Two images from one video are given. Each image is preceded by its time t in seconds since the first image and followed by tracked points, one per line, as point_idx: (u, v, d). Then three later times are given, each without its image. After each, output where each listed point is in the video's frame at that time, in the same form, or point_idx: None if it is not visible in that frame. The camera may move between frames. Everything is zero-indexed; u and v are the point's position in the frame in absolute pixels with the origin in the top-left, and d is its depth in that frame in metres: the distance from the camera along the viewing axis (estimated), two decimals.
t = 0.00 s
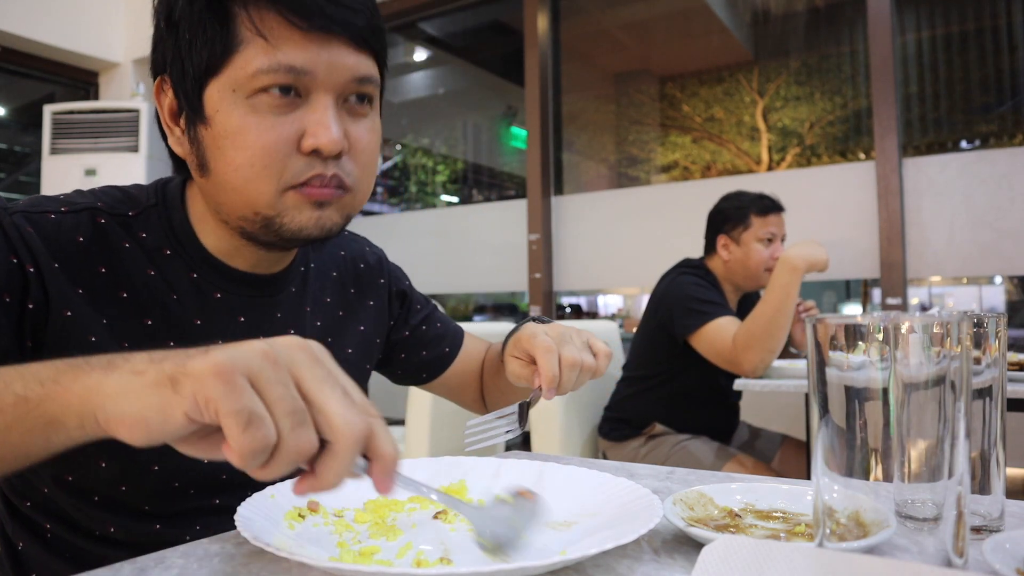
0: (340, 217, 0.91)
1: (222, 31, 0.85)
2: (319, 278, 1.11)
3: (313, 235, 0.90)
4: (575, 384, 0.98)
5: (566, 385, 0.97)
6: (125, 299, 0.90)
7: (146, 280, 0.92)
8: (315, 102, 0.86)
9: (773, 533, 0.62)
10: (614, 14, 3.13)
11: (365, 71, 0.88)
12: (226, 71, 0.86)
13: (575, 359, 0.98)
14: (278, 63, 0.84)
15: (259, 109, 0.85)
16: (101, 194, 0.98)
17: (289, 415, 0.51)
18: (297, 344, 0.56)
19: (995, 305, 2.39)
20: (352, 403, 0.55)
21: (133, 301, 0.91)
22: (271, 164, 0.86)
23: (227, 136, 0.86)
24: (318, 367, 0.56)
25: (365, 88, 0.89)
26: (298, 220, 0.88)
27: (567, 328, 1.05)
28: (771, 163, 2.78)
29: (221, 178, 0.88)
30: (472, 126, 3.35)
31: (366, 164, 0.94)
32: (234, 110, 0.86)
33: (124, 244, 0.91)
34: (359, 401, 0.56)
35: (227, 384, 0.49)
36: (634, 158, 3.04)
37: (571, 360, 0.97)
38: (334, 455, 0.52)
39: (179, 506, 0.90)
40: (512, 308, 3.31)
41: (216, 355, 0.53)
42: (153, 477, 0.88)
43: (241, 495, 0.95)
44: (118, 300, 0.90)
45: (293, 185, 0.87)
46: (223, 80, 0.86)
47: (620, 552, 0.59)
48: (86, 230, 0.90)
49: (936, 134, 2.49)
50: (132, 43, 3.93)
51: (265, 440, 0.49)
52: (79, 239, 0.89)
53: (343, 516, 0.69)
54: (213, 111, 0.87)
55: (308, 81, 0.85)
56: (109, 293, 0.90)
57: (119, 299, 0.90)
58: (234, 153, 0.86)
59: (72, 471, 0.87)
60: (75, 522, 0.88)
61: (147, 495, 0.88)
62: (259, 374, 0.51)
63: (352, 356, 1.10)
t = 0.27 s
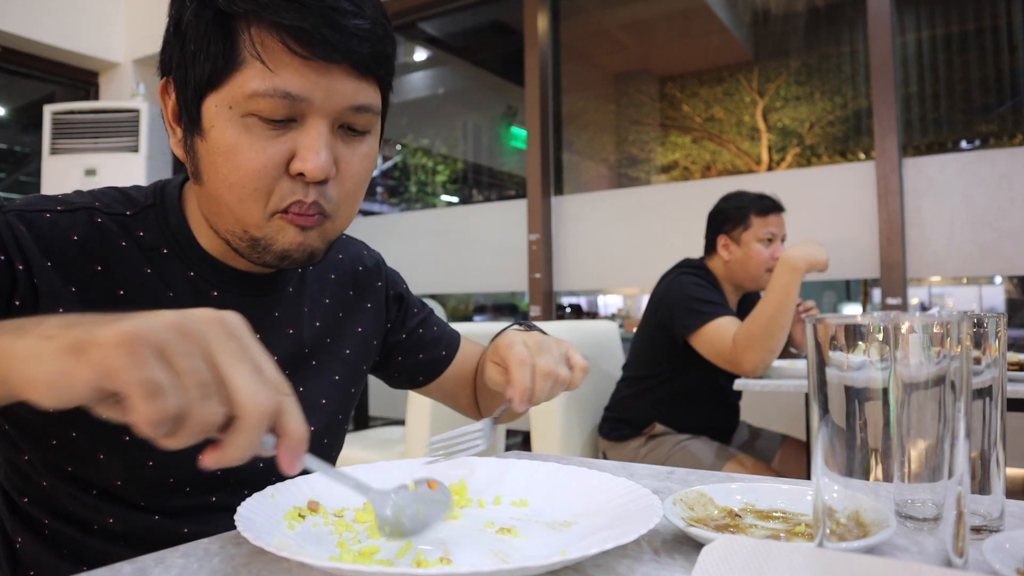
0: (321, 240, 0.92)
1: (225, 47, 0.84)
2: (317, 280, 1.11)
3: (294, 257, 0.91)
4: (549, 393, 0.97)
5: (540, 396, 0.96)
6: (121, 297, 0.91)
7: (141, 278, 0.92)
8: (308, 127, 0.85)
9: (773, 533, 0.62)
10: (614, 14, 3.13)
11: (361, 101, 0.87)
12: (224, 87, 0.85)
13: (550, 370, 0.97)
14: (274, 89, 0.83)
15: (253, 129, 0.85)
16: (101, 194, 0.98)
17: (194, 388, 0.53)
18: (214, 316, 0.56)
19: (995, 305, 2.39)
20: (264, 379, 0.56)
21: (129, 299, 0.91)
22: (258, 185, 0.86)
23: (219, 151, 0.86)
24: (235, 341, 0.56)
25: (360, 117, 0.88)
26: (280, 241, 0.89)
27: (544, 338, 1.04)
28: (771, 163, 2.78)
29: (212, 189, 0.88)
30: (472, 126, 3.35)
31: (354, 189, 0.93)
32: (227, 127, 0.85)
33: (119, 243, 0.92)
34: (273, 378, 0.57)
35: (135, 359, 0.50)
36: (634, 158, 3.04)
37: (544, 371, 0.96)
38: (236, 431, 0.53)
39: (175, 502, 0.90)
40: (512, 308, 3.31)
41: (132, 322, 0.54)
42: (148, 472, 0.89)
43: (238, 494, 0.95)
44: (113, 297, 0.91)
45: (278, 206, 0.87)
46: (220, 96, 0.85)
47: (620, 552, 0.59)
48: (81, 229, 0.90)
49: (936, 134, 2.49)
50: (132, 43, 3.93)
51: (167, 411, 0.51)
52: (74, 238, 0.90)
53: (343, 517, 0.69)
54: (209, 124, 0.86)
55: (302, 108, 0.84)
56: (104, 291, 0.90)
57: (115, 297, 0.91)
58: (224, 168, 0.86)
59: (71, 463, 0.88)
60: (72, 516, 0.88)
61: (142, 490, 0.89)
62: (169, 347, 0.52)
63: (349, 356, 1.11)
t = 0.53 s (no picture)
0: (324, 241, 0.92)
1: (233, 47, 0.84)
2: (316, 279, 1.11)
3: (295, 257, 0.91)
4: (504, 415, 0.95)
5: (495, 418, 0.95)
6: (119, 293, 0.91)
7: (141, 275, 0.92)
8: (314, 129, 0.85)
9: (773, 533, 0.62)
10: (614, 14, 3.13)
11: (367, 106, 0.87)
12: (230, 87, 0.85)
13: (505, 393, 0.95)
14: (281, 90, 0.83)
15: (258, 130, 0.85)
16: (100, 191, 0.98)
17: (137, 405, 0.50)
18: (165, 333, 0.53)
19: (995, 305, 2.39)
20: (207, 396, 0.54)
21: (128, 296, 0.91)
22: (263, 185, 0.86)
23: (224, 150, 0.86)
24: (183, 357, 0.53)
25: (366, 121, 0.88)
26: (283, 241, 0.89)
27: (506, 355, 1.02)
28: (771, 163, 2.78)
29: (216, 188, 0.88)
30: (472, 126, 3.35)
31: (358, 192, 0.93)
32: (233, 126, 0.85)
33: (119, 240, 0.92)
34: (217, 396, 0.55)
35: (81, 374, 0.49)
36: (634, 158, 3.04)
37: (498, 394, 0.95)
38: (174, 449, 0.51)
39: (172, 497, 0.90)
40: (512, 308, 3.31)
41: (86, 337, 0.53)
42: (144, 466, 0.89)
43: (236, 495, 0.96)
44: (112, 294, 0.91)
45: (282, 207, 0.87)
46: (227, 95, 0.85)
47: (620, 552, 0.59)
48: (80, 226, 0.90)
49: (936, 134, 2.49)
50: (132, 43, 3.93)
51: (108, 427, 0.49)
52: (72, 235, 0.89)
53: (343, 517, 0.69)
54: (214, 123, 0.86)
55: (309, 111, 0.84)
56: (103, 287, 0.91)
57: (113, 294, 0.91)
58: (229, 167, 0.86)
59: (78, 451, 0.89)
60: (71, 508, 0.88)
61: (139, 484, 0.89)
62: (113, 364, 0.50)
63: (349, 356, 1.11)
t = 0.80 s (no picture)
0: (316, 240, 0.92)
1: (217, 51, 0.85)
2: (314, 279, 1.11)
3: (287, 257, 0.91)
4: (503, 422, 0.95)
5: (494, 426, 0.94)
6: (116, 294, 0.91)
7: (137, 276, 0.92)
8: (301, 129, 0.85)
9: (773, 533, 0.62)
10: (614, 14, 3.13)
11: (355, 103, 0.87)
12: (216, 90, 0.85)
13: (503, 400, 0.95)
14: (267, 92, 0.83)
15: (246, 132, 0.85)
16: (97, 193, 0.98)
17: (188, 439, 0.53)
18: (210, 364, 0.53)
19: (995, 304, 2.39)
20: (249, 420, 0.56)
21: (124, 297, 0.91)
22: (251, 187, 0.85)
23: (212, 153, 0.86)
24: (228, 389, 0.54)
25: (353, 119, 0.88)
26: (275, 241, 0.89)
27: (504, 362, 1.02)
28: (771, 163, 2.78)
29: (205, 191, 0.88)
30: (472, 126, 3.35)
31: (349, 191, 0.93)
32: (220, 129, 0.85)
33: (116, 241, 0.92)
34: (256, 412, 0.58)
35: (139, 421, 0.50)
36: (634, 158, 3.04)
37: (497, 402, 0.94)
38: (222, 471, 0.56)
39: (171, 497, 0.90)
40: (512, 308, 3.31)
41: (132, 368, 0.52)
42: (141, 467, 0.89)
43: (233, 495, 0.95)
44: (109, 295, 0.91)
45: (272, 208, 0.87)
46: (213, 98, 0.85)
47: (620, 552, 0.60)
48: (77, 227, 0.91)
49: (936, 134, 2.49)
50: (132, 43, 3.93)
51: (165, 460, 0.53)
52: (69, 236, 0.90)
53: (342, 517, 0.69)
54: (201, 127, 0.86)
55: (296, 111, 0.84)
56: (99, 289, 0.91)
57: (110, 296, 0.91)
58: (217, 170, 0.86)
59: (75, 453, 0.89)
60: (69, 510, 0.88)
61: (136, 485, 0.89)
62: (167, 408, 0.51)
63: (346, 357, 1.11)
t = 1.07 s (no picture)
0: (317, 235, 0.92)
1: (202, 54, 0.84)
2: (311, 277, 1.11)
3: (289, 254, 0.91)
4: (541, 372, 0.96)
5: (533, 373, 0.96)
6: (114, 294, 0.91)
7: (135, 275, 0.92)
8: (294, 127, 0.85)
9: (773, 533, 0.62)
10: (614, 14, 3.13)
11: (345, 97, 0.87)
12: (204, 93, 0.85)
13: (542, 349, 0.97)
14: (256, 92, 0.83)
15: (238, 134, 0.85)
16: (92, 193, 0.98)
17: (217, 409, 0.53)
18: (237, 333, 0.53)
19: (995, 305, 2.39)
20: (280, 394, 0.56)
21: (123, 296, 0.91)
22: (248, 188, 0.86)
23: (205, 157, 0.86)
24: (256, 358, 0.54)
25: (345, 113, 0.88)
26: (275, 240, 0.89)
27: (539, 317, 1.03)
28: (771, 163, 2.78)
29: (200, 195, 0.88)
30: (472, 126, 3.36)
31: (345, 184, 0.94)
32: (212, 133, 0.85)
33: (114, 241, 0.92)
34: (289, 387, 0.57)
35: (165, 391, 0.50)
36: (634, 158, 3.04)
37: (537, 350, 0.96)
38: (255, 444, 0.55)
39: (171, 498, 0.90)
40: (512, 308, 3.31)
41: (157, 341, 0.52)
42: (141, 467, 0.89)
43: (234, 493, 0.95)
44: (107, 295, 0.91)
45: (270, 207, 0.87)
46: (202, 102, 0.85)
47: (620, 552, 0.60)
48: (76, 226, 0.90)
49: (936, 134, 2.49)
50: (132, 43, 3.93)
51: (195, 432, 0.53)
52: (70, 235, 0.90)
53: (341, 517, 0.69)
54: (192, 131, 0.86)
55: (286, 110, 0.84)
56: (98, 288, 0.90)
57: (108, 295, 0.91)
58: (211, 173, 0.86)
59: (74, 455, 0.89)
60: (69, 512, 0.88)
61: (136, 485, 0.89)
62: (196, 375, 0.51)
63: (344, 354, 1.11)
